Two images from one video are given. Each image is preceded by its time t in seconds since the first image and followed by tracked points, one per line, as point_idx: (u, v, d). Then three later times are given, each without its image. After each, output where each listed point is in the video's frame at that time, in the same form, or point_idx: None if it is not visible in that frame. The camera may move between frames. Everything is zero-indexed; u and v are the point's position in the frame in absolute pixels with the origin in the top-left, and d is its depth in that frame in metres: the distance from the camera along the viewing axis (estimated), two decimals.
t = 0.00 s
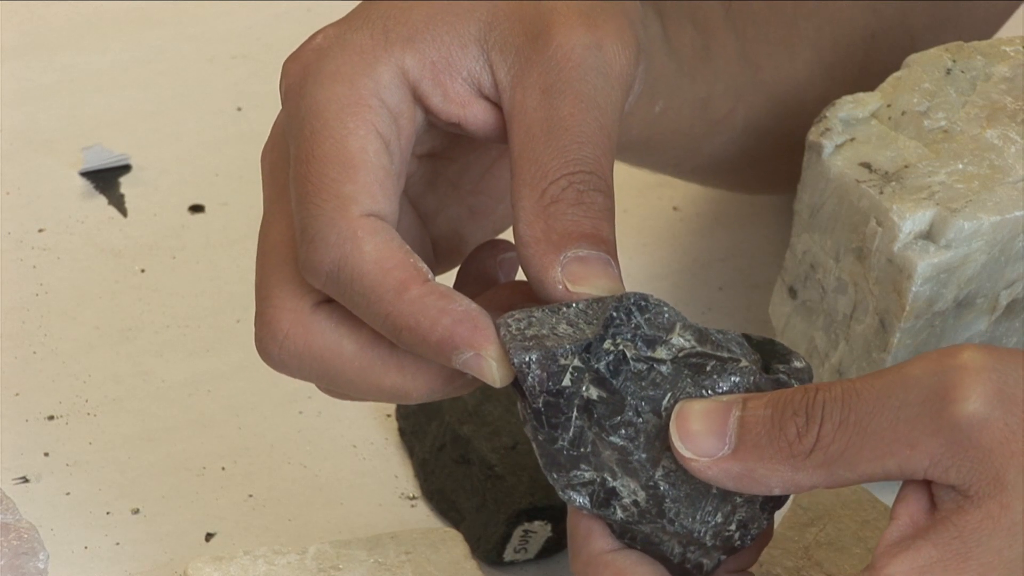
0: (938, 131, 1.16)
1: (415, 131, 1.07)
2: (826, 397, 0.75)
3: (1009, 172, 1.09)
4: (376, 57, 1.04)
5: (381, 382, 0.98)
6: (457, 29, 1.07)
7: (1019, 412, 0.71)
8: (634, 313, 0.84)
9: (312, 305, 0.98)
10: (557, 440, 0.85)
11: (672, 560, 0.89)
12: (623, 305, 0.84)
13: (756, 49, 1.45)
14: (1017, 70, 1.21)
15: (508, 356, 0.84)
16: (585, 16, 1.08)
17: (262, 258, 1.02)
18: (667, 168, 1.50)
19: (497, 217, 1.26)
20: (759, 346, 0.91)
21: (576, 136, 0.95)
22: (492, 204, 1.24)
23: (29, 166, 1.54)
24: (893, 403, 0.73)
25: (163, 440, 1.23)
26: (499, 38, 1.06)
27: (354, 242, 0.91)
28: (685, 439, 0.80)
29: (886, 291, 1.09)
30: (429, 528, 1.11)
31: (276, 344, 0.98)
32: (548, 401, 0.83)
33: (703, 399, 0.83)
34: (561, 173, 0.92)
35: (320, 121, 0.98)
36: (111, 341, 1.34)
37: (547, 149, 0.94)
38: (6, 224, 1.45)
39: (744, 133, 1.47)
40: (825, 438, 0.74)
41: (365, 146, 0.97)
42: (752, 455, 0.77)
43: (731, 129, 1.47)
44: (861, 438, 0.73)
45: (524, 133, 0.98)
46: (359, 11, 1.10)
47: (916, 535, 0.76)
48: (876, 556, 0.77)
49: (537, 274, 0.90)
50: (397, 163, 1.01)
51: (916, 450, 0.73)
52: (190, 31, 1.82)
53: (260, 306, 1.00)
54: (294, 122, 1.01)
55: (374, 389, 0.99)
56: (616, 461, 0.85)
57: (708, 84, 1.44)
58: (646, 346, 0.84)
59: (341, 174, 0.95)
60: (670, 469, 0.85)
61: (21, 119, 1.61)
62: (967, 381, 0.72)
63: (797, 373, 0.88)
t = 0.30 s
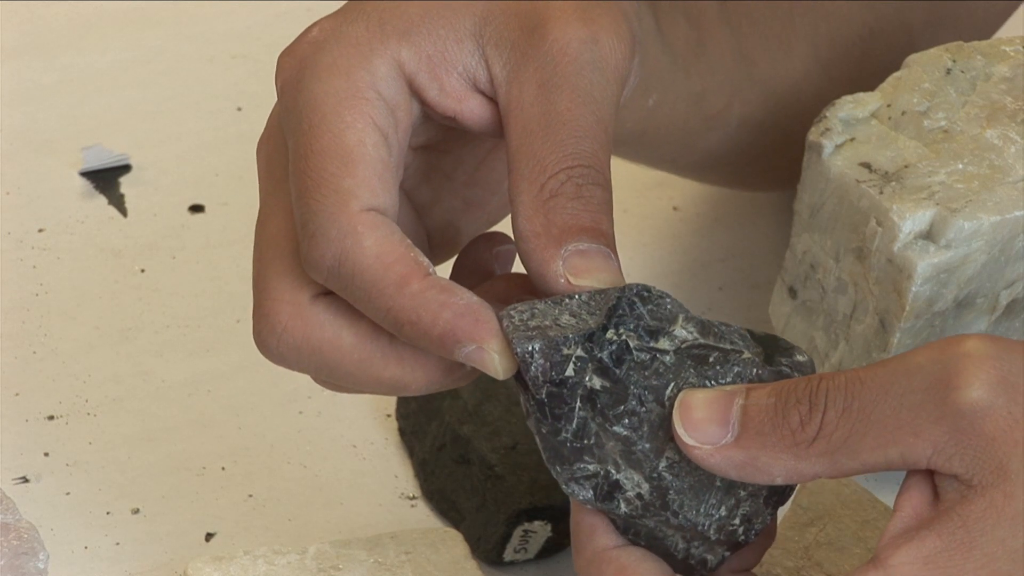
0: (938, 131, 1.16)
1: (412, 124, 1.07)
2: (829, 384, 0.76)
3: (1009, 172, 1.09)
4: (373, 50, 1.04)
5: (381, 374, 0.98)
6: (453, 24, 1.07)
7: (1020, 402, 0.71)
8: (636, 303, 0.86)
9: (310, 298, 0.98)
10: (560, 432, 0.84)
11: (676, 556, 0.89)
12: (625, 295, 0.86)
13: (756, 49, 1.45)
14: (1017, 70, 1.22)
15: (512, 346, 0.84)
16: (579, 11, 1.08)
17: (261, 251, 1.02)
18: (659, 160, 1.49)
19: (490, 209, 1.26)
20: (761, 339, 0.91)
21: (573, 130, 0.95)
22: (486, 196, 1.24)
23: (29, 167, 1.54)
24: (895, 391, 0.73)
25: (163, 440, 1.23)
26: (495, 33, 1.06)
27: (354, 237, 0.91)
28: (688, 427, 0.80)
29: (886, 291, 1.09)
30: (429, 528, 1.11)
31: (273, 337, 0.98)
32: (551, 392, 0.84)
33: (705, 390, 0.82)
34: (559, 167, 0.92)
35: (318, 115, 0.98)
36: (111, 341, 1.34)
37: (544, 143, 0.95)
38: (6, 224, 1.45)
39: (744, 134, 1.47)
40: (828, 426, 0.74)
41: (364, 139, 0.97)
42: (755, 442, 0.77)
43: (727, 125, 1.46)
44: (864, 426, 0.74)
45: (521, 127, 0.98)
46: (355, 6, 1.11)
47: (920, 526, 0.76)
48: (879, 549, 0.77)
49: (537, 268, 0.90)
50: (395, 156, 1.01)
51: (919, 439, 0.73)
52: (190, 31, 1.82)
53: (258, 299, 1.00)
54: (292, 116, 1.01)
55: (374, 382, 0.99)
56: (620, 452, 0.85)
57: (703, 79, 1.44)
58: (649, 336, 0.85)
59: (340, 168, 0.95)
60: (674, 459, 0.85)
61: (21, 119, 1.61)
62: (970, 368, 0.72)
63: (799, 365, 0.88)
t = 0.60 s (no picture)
0: (938, 131, 1.16)
1: (411, 126, 1.07)
2: (829, 386, 0.76)
3: (1009, 172, 1.09)
4: (371, 52, 1.04)
5: (381, 376, 0.98)
6: (450, 25, 1.07)
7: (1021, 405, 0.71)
8: (635, 302, 0.85)
9: (310, 300, 0.98)
10: (560, 432, 0.84)
11: (679, 551, 0.89)
12: (624, 294, 0.85)
13: (756, 49, 1.45)
14: (1017, 70, 1.22)
15: (510, 349, 0.84)
16: (577, 10, 1.08)
17: (261, 253, 1.02)
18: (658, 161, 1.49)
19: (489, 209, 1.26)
20: (761, 334, 0.91)
21: (570, 130, 0.95)
22: (485, 197, 1.24)
23: (29, 166, 1.54)
24: (894, 393, 0.73)
25: (163, 440, 1.23)
26: (492, 33, 1.06)
27: (352, 241, 0.91)
28: (687, 427, 0.80)
29: (886, 291, 1.09)
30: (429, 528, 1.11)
31: (274, 339, 0.98)
32: (551, 392, 0.83)
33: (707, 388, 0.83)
34: (557, 166, 0.92)
35: (316, 118, 0.98)
36: (111, 341, 1.34)
37: (541, 142, 0.95)
38: (6, 224, 1.45)
39: (743, 135, 1.47)
40: (828, 428, 0.74)
41: (362, 142, 0.97)
42: (755, 443, 0.77)
43: (727, 125, 1.46)
44: (864, 428, 0.74)
45: (519, 126, 0.98)
46: (353, 7, 1.11)
47: (920, 527, 0.76)
48: (879, 549, 0.77)
49: (536, 268, 0.90)
50: (394, 158, 1.01)
51: (919, 442, 0.73)
52: (190, 31, 1.82)
53: (258, 302, 1.00)
54: (290, 120, 1.01)
55: (374, 383, 0.99)
56: (621, 451, 0.85)
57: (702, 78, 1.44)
58: (648, 335, 0.85)
59: (338, 172, 0.95)
60: (675, 458, 0.85)
61: (21, 119, 1.61)
62: (970, 373, 0.72)
63: (799, 360, 0.88)
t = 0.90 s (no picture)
0: (938, 131, 1.16)
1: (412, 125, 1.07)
2: (829, 385, 0.75)
3: (1009, 172, 1.09)
4: (372, 51, 1.04)
5: (381, 376, 0.98)
6: (451, 24, 1.07)
7: (1022, 404, 0.71)
8: (634, 302, 0.85)
9: (310, 300, 0.98)
10: (560, 431, 0.84)
11: (678, 550, 0.89)
12: (623, 294, 0.85)
13: (757, 49, 1.45)
14: (1017, 70, 1.22)
15: (510, 349, 0.84)
16: (578, 9, 1.08)
17: (261, 253, 1.02)
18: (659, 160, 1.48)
19: (490, 208, 1.26)
20: (761, 334, 0.91)
21: (571, 129, 0.95)
22: (486, 196, 1.24)
23: (29, 166, 1.54)
24: (895, 392, 0.73)
25: (163, 440, 1.23)
26: (493, 32, 1.06)
27: (351, 240, 0.91)
28: (687, 427, 0.80)
29: (886, 291, 1.09)
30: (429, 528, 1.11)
31: (275, 338, 0.98)
32: (551, 392, 0.83)
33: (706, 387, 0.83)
34: (558, 165, 0.92)
35: (317, 117, 0.98)
36: (111, 341, 1.34)
37: (542, 142, 0.95)
38: (7, 224, 1.45)
39: (743, 135, 1.47)
40: (827, 427, 0.74)
41: (362, 141, 0.97)
42: (755, 443, 0.77)
43: (727, 125, 1.46)
44: (864, 427, 0.74)
45: (519, 126, 0.98)
46: (354, 7, 1.11)
47: (920, 527, 0.76)
48: (879, 549, 0.77)
49: (536, 268, 0.90)
50: (394, 157, 1.01)
51: (919, 440, 0.73)
52: (190, 31, 1.82)
53: (259, 301, 1.00)
54: (291, 119, 1.01)
55: (374, 383, 0.99)
56: (620, 451, 0.85)
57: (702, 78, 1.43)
58: (648, 335, 0.85)
59: (338, 171, 0.95)
60: (674, 458, 0.85)
61: (21, 119, 1.61)
62: (970, 371, 0.72)
63: (799, 360, 0.88)
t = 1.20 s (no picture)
0: (938, 131, 1.16)
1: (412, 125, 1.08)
2: (829, 384, 0.76)
3: (1009, 172, 1.09)
4: (373, 50, 1.04)
5: (382, 375, 0.98)
6: (452, 23, 1.07)
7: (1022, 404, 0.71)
8: (634, 301, 0.85)
9: (311, 299, 0.98)
10: (560, 431, 0.84)
11: (678, 550, 0.89)
12: (623, 293, 0.85)
13: (757, 49, 1.45)
14: (1017, 70, 1.22)
15: (510, 348, 0.84)
16: (579, 9, 1.08)
17: (261, 252, 1.02)
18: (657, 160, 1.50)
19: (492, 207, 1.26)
20: (760, 333, 0.91)
21: (571, 128, 0.95)
22: (487, 195, 1.24)
23: (29, 166, 1.54)
24: (895, 391, 0.73)
25: (163, 440, 1.23)
26: (494, 31, 1.06)
27: (352, 239, 0.91)
28: (687, 425, 0.80)
29: (886, 291, 1.10)
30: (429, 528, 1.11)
31: (275, 337, 0.98)
32: (551, 391, 0.83)
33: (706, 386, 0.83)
34: (558, 164, 0.92)
35: (318, 116, 0.98)
36: (111, 341, 1.34)
37: (542, 141, 0.95)
38: (7, 224, 1.45)
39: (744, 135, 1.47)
40: (828, 426, 0.74)
41: (362, 140, 0.97)
42: (755, 441, 0.77)
43: (727, 125, 1.46)
44: (864, 426, 0.74)
45: (519, 125, 0.98)
46: (354, 6, 1.11)
47: (919, 527, 0.76)
48: (879, 549, 0.77)
49: (537, 267, 0.90)
50: (394, 156, 1.01)
51: (919, 440, 0.73)
52: (190, 31, 1.82)
53: (259, 300, 1.00)
54: (291, 117, 1.01)
55: (375, 382, 0.99)
56: (620, 450, 0.84)
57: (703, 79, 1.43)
58: (648, 334, 0.85)
59: (339, 170, 0.95)
60: (675, 457, 0.85)
61: (21, 119, 1.61)
62: (970, 371, 0.72)
63: (798, 359, 0.88)
